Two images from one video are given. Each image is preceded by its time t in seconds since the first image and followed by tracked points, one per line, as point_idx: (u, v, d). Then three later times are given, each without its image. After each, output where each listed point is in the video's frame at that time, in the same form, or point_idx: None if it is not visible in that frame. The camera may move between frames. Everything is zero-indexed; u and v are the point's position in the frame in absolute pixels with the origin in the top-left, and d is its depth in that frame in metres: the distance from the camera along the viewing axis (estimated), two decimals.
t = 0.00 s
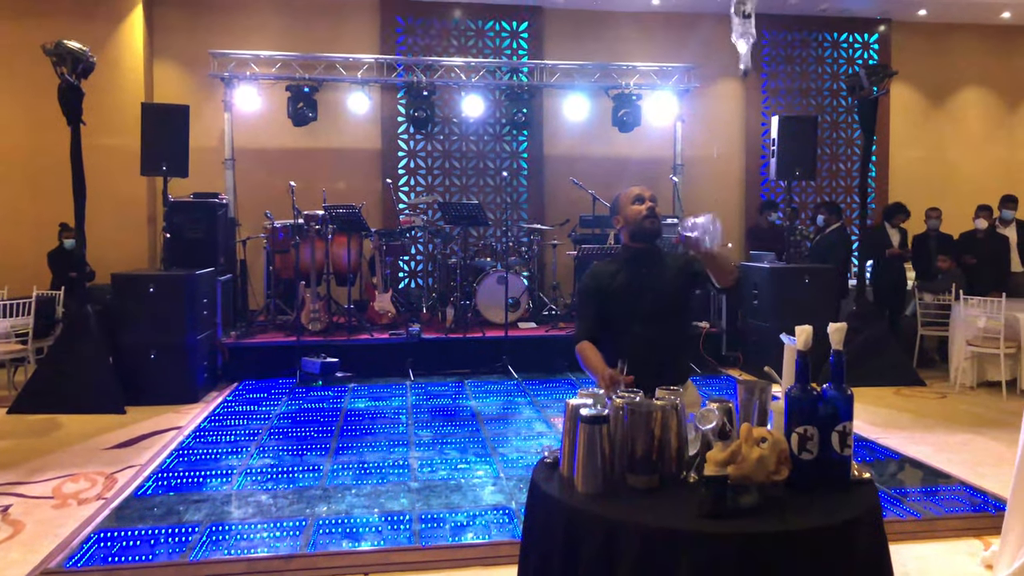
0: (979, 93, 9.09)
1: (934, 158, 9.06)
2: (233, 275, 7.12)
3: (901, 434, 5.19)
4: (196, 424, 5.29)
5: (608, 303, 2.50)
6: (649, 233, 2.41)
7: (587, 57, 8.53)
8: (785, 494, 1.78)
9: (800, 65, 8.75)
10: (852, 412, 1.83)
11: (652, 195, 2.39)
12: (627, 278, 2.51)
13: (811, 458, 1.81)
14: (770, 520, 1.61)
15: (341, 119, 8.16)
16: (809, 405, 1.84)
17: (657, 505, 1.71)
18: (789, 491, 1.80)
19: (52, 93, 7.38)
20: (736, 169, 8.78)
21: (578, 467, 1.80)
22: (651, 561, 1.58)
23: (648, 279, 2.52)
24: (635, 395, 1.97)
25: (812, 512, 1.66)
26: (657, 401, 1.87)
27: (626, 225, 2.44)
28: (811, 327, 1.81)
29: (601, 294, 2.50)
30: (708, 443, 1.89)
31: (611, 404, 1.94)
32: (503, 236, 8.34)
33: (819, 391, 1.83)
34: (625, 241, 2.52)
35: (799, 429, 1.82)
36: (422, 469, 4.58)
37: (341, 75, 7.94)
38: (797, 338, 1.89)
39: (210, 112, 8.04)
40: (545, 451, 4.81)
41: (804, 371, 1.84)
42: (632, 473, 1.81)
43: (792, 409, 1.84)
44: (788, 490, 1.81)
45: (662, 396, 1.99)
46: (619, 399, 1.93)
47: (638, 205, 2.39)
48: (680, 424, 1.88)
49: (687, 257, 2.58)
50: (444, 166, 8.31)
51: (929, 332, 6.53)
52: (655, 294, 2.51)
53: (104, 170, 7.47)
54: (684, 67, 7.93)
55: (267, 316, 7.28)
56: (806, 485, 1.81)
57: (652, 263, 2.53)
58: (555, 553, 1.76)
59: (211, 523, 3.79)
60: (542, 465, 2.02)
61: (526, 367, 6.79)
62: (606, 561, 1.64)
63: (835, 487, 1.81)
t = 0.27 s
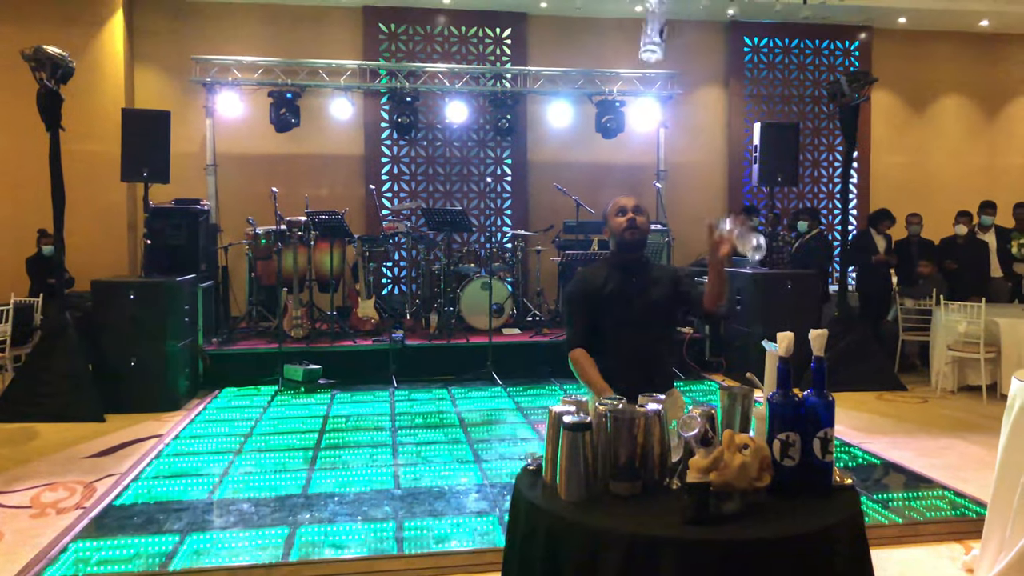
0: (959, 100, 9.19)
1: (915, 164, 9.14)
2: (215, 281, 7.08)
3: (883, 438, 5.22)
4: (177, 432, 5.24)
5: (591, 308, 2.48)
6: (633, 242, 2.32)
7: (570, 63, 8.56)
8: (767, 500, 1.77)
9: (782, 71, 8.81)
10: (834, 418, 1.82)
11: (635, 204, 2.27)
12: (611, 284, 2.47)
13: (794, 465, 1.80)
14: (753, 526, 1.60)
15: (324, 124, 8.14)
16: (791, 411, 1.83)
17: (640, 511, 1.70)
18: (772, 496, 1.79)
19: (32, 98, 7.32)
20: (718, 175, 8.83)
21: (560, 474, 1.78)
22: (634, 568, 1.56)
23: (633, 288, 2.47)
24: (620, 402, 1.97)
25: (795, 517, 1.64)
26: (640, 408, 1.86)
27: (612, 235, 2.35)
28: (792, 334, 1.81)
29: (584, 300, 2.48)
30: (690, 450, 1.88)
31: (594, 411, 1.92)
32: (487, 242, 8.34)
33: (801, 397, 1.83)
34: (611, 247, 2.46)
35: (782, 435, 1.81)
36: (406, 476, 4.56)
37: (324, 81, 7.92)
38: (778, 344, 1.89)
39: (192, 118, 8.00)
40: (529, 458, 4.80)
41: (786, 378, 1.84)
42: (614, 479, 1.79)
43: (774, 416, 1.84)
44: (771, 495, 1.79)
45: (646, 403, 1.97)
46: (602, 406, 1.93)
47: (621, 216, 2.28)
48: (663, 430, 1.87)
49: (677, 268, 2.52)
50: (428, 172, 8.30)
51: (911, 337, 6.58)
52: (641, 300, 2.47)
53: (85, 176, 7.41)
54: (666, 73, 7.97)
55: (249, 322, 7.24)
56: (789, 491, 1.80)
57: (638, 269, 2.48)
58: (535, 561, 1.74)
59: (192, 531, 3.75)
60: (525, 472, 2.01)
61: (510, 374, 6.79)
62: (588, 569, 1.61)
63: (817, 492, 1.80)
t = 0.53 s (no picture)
0: (946, 101, 9.24)
1: (902, 165, 9.19)
2: (202, 282, 7.04)
3: (870, 438, 5.24)
4: (164, 434, 5.21)
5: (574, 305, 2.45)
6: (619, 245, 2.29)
7: (559, 64, 8.56)
8: (754, 502, 1.75)
9: (770, 72, 8.83)
10: (819, 419, 1.80)
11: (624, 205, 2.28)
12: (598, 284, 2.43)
13: (781, 465, 1.78)
14: (741, 528, 1.59)
15: (312, 124, 8.11)
16: (778, 412, 1.81)
17: (627, 513, 1.68)
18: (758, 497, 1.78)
19: (17, 97, 7.26)
20: (706, 175, 8.85)
21: (549, 476, 1.76)
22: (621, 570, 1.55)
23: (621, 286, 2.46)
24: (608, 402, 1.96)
25: (781, 518, 1.64)
26: (627, 408, 1.85)
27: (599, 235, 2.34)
28: (779, 335, 1.77)
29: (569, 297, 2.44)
30: (677, 451, 1.88)
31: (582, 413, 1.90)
32: (475, 242, 8.33)
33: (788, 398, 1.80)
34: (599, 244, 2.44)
35: (768, 436, 1.79)
36: (394, 477, 4.54)
37: (312, 81, 7.89)
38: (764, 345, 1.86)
39: (179, 117, 7.96)
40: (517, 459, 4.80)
41: (773, 378, 1.81)
42: (602, 481, 1.78)
43: (761, 417, 1.81)
44: (758, 497, 1.78)
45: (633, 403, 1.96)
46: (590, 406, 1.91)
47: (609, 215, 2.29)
48: (650, 431, 1.86)
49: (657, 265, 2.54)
50: (416, 172, 8.29)
51: (898, 337, 6.62)
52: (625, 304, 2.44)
53: (71, 175, 7.35)
54: (655, 74, 7.98)
55: (236, 323, 7.21)
56: (776, 491, 1.79)
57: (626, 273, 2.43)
58: (522, 564, 1.73)
59: (179, 534, 3.73)
60: (512, 474, 1.98)
61: (498, 374, 6.78)
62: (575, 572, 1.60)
63: (804, 493, 1.77)
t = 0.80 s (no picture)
0: (936, 108, 9.29)
1: (893, 172, 9.23)
2: (194, 288, 7.01)
3: (862, 445, 5.25)
4: (154, 442, 5.18)
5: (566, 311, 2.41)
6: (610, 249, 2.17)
7: (551, 71, 8.57)
8: (746, 510, 1.75)
9: (762, 79, 8.87)
10: (811, 428, 1.81)
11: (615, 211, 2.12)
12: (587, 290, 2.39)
13: (772, 473, 1.77)
14: (733, 536, 1.59)
15: (304, 130, 8.10)
16: (770, 419, 1.80)
17: (618, 521, 1.67)
18: (751, 505, 1.77)
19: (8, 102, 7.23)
20: (698, 182, 8.87)
21: (540, 484, 1.75)
22: None
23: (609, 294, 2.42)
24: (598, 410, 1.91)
25: (773, 525, 1.64)
26: (619, 416, 1.80)
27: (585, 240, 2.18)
28: (770, 343, 1.77)
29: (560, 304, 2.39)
30: (670, 459, 1.84)
31: (574, 420, 1.85)
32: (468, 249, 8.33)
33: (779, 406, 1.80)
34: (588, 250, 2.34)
35: (760, 444, 1.78)
36: (385, 485, 4.52)
37: (304, 87, 7.89)
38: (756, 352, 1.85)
39: (170, 123, 7.94)
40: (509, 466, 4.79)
41: (764, 387, 1.80)
42: (594, 489, 1.76)
43: (753, 424, 1.80)
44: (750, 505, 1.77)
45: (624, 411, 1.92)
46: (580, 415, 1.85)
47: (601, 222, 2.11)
48: (641, 439, 1.81)
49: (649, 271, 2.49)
50: (408, 179, 8.28)
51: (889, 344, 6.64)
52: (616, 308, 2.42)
53: (62, 181, 7.33)
54: (646, 81, 8.00)
55: (228, 330, 7.18)
56: (770, 500, 1.76)
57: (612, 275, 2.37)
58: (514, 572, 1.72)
59: (169, 542, 3.70)
60: (504, 482, 1.96)
61: (491, 382, 6.78)
62: None
63: (796, 500, 1.77)
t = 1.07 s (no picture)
0: (934, 120, 9.33)
1: (891, 183, 9.26)
2: (193, 297, 7.02)
3: (861, 456, 5.25)
4: (152, 451, 5.17)
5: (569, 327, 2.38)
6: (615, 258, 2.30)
7: (551, 82, 8.61)
8: (746, 523, 1.74)
9: (761, 90, 8.90)
10: (809, 438, 1.81)
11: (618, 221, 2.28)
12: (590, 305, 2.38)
13: (772, 486, 1.76)
14: (732, 550, 1.56)
15: (304, 140, 8.12)
16: (769, 432, 1.81)
17: (616, 535, 1.65)
18: (749, 517, 1.76)
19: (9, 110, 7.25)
20: (698, 193, 8.89)
21: (539, 497, 1.73)
22: None
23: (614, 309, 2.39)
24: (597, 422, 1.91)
25: (773, 538, 1.63)
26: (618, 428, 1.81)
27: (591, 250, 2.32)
28: (768, 355, 1.77)
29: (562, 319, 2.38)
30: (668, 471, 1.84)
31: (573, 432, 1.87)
32: (467, 259, 8.34)
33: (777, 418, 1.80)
34: (592, 265, 2.40)
35: (759, 456, 1.79)
36: (383, 496, 4.51)
37: (305, 97, 7.91)
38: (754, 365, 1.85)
39: (171, 132, 7.96)
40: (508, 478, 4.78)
41: (763, 399, 1.81)
42: (593, 501, 1.73)
43: (751, 437, 1.81)
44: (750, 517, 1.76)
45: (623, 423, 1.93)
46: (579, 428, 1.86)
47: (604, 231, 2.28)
48: (641, 451, 1.81)
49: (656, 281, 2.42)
50: (409, 189, 8.29)
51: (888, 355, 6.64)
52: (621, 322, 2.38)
53: (62, 189, 7.34)
54: (646, 92, 8.03)
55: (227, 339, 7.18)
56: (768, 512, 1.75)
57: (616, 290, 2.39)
58: None
59: (166, 553, 3.69)
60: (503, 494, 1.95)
61: (490, 392, 6.77)
62: None
63: (795, 514, 1.74)
